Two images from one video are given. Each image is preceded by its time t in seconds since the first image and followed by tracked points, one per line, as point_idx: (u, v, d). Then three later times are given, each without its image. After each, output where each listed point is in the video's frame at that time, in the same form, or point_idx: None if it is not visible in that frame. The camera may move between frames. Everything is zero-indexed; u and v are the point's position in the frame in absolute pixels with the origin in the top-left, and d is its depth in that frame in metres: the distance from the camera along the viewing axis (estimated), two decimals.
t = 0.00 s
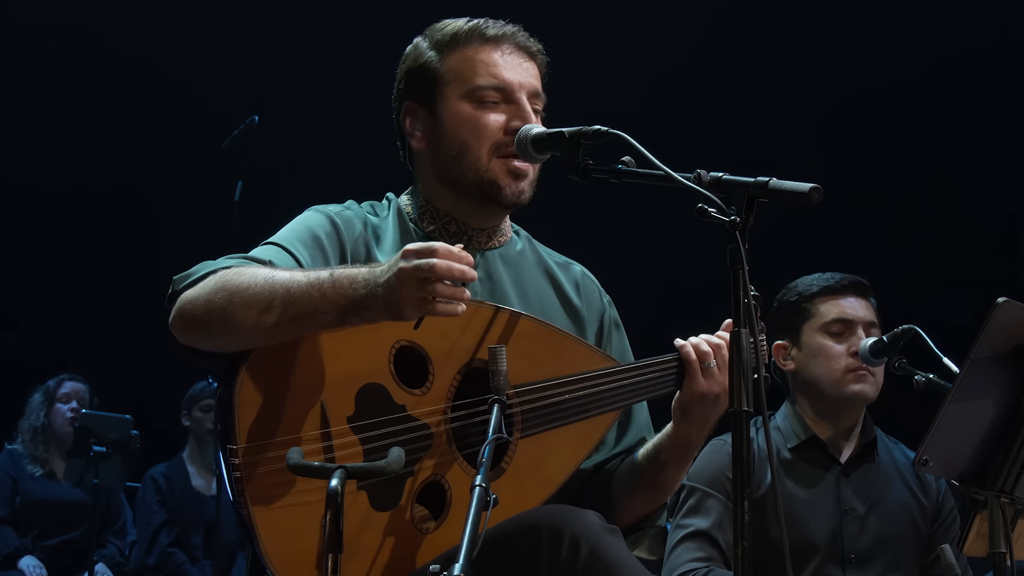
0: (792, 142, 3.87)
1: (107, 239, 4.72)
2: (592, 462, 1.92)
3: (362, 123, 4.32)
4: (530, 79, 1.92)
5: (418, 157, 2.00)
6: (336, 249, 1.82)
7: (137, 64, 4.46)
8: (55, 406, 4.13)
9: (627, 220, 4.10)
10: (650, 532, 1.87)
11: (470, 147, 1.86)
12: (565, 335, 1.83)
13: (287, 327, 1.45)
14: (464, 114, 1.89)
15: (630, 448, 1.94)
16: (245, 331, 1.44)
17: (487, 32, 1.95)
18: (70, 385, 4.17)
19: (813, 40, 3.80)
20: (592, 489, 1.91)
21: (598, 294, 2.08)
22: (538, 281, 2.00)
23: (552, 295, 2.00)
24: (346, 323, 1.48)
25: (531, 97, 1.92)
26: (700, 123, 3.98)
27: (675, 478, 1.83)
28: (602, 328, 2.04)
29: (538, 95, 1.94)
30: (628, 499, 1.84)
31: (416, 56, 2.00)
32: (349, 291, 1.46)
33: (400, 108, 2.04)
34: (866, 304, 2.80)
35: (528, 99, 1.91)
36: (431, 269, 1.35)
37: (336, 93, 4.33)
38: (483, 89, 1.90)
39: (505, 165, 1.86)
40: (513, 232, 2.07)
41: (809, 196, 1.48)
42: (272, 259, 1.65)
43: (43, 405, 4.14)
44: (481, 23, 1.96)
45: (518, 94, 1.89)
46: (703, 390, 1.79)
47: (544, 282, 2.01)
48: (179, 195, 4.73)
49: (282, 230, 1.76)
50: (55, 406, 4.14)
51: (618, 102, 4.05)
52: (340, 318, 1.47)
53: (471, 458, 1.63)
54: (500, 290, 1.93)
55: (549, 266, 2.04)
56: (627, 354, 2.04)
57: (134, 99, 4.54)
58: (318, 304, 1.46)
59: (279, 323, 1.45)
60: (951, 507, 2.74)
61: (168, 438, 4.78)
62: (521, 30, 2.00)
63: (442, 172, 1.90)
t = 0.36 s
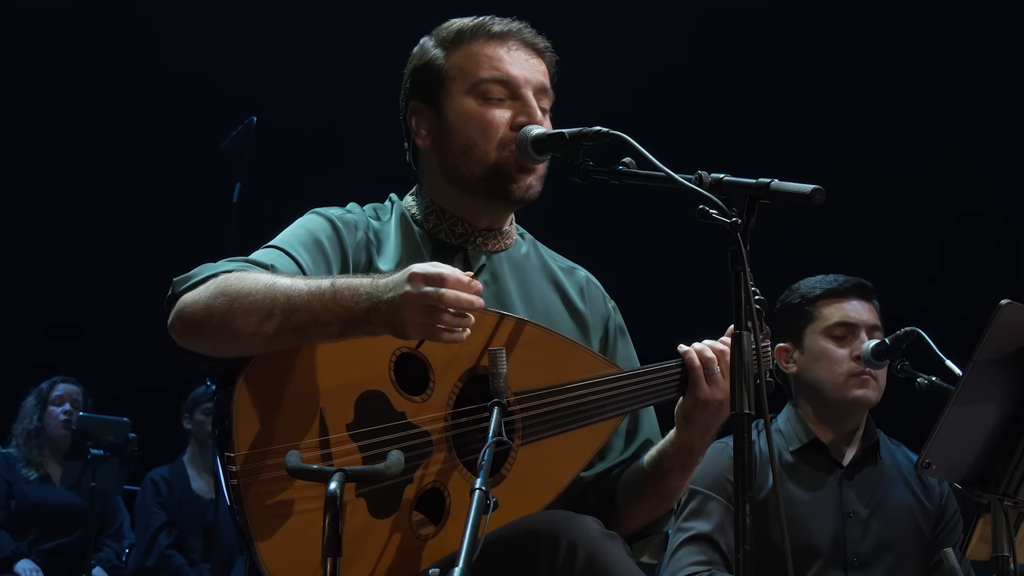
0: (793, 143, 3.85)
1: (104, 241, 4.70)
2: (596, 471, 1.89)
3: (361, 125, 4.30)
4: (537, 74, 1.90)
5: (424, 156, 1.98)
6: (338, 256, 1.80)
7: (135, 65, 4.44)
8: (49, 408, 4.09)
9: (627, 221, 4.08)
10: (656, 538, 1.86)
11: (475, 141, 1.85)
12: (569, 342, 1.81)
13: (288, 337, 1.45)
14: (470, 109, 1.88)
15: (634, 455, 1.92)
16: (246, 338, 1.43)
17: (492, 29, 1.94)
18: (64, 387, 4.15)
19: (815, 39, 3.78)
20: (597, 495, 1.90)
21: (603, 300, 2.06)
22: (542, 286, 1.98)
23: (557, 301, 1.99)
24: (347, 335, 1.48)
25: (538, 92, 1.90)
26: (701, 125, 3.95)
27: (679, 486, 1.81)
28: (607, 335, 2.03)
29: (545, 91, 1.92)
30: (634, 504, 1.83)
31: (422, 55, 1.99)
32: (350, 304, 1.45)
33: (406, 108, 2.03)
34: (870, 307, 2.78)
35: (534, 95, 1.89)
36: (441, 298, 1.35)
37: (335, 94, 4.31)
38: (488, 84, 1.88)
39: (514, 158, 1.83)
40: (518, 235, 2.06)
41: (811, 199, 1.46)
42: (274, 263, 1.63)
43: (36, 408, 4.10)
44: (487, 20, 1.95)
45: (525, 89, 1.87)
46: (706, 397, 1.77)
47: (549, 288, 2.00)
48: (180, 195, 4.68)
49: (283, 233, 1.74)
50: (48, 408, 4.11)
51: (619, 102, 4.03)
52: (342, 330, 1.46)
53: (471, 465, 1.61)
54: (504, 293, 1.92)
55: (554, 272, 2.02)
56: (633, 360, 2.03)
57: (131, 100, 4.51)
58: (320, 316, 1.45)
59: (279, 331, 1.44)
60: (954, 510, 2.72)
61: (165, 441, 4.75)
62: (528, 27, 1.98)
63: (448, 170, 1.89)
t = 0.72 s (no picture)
0: (796, 145, 3.81)
1: (101, 242, 4.67)
2: (599, 475, 1.87)
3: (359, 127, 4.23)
4: (539, 75, 1.89)
5: (427, 159, 1.97)
6: (337, 259, 1.79)
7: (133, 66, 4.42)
8: (44, 411, 4.07)
9: (628, 222, 4.06)
10: (654, 547, 1.85)
11: (477, 142, 1.84)
12: (570, 345, 1.80)
13: (285, 339, 1.43)
14: (471, 110, 1.86)
15: (637, 461, 1.90)
16: (243, 340, 1.41)
17: (494, 30, 1.93)
18: (59, 390, 4.11)
19: (818, 39, 3.75)
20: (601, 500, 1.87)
21: (605, 308, 2.05)
22: (544, 291, 1.97)
23: (558, 305, 1.97)
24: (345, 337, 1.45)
25: (541, 93, 1.89)
26: (703, 125, 3.93)
27: (680, 491, 1.80)
28: (608, 342, 2.01)
29: (548, 91, 1.90)
30: (634, 510, 1.81)
31: (423, 57, 1.98)
32: (345, 304, 1.42)
33: (408, 112, 2.02)
34: (876, 312, 2.77)
35: (537, 96, 1.87)
36: (436, 295, 1.35)
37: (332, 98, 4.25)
38: (490, 86, 1.87)
39: (513, 159, 1.82)
40: (522, 241, 2.04)
41: (813, 200, 1.45)
42: (273, 265, 1.62)
43: (32, 411, 4.08)
44: (488, 22, 1.94)
45: (527, 89, 1.86)
46: (709, 401, 1.77)
47: (551, 293, 1.98)
48: (178, 195, 4.65)
49: (284, 235, 1.73)
50: (43, 411, 4.08)
51: (620, 103, 4.02)
52: (339, 332, 1.44)
53: (471, 468, 1.60)
54: (506, 299, 1.90)
55: (556, 278, 2.00)
56: (635, 368, 2.02)
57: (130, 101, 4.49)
58: (315, 318, 1.42)
59: (275, 334, 1.42)
60: (957, 513, 2.71)
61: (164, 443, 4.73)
62: (529, 27, 1.97)
63: (451, 173, 1.88)
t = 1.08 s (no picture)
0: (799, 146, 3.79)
1: (100, 244, 4.65)
2: (596, 482, 1.86)
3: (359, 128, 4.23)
4: (544, 76, 1.87)
5: (433, 164, 1.96)
6: (342, 259, 1.77)
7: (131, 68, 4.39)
8: (42, 413, 4.06)
9: (629, 224, 4.03)
10: (654, 553, 1.83)
11: (480, 145, 1.82)
12: (572, 346, 1.78)
13: (290, 328, 1.40)
14: (475, 113, 1.85)
15: (639, 466, 1.90)
16: (247, 333, 1.40)
17: (498, 33, 1.92)
18: (57, 393, 4.11)
19: (822, 39, 3.73)
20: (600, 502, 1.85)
21: (610, 313, 2.03)
22: (549, 295, 1.96)
23: (562, 309, 1.96)
24: (350, 323, 1.41)
25: (546, 95, 1.86)
26: (705, 127, 3.91)
27: (681, 496, 1.78)
28: (612, 347, 2.00)
29: (554, 94, 1.88)
30: (633, 514, 1.79)
31: (428, 61, 1.97)
32: (350, 290, 1.39)
33: (414, 116, 2.01)
34: (881, 314, 2.75)
35: (543, 98, 1.85)
36: (415, 264, 1.29)
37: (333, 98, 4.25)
38: (495, 89, 1.86)
39: (516, 163, 1.80)
40: (528, 244, 2.03)
41: (815, 202, 1.43)
42: (278, 264, 1.60)
43: (29, 414, 4.07)
44: (492, 24, 1.93)
45: (532, 92, 1.84)
46: (713, 407, 1.74)
47: (555, 298, 1.97)
48: (176, 197, 4.63)
49: (288, 234, 1.72)
50: (41, 413, 4.07)
51: (622, 104, 3.99)
52: (344, 318, 1.40)
53: (473, 469, 1.59)
54: (510, 303, 1.89)
55: (561, 282, 1.99)
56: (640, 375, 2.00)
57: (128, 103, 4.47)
58: (321, 303, 1.39)
59: (281, 323, 1.40)
60: (959, 517, 2.69)
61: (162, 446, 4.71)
62: (534, 28, 1.95)
63: (456, 176, 1.86)
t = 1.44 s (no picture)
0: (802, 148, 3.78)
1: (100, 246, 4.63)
2: (609, 482, 1.86)
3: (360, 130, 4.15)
4: (549, 77, 1.86)
5: (435, 161, 1.95)
6: (342, 260, 1.76)
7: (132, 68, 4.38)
8: (42, 416, 4.05)
9: (631, 226, 4.01)
10: (666, 554, 1.80)
11: (482, 143, 1.81)
12: (573, 345, 1.77)
13: (287, 330, 1.39)
14: (478, 110, 1.84)
15: (649, 467, 1.89)
16: (244, 334, 1.39)
17: (504, 33, 1.91)
18: (57, 395, 4.09)
19: (820, 41, 3.73)
20: (611, 505, 1.84)
21: (613, 313, 2.02)
22: (550, 298, 1.95)
23: (564, 311, 1.95)
24: (347, 326, 1.42)
25: (549, 95, 1.85)
26: (707, 129, 3.89)
27: (692, 497, 1.77)
28: (616, 347, 1.99)
29: (557, 94, 1.87)
30: (644, 519, 1.78)
31: (433, 59, 1.96)
32: (347, 294, 1.38)
33: (418, 113, 2.00)
34: (883, 315, 2.74)
35: (545, 97, 1.84)
36: (413, 268, 1.28)
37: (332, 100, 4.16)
38: (498, 86, 1.85)
39: (518, 160, 1.79)
40: (529, 245, 2.01)
41: (817, 203, 1.42)
42: (279, 264, 1.59)
43: (29, 417, 4.06)
44: (498, 24, 1.93)
45: (535, 90, 1.83)
46: (720, 406, 1.74)
47: (556, 301, 1.96)
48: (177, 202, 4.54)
49: (289, 235, 1.70)
50: (41, 416, 4.06)
51: (624, 105, 3.96)
52: (340, 321, 1.41)
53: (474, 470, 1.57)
54: (512, 304, 1.87)
55: (562, 284, 1.98)
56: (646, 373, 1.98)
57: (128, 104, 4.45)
58: (315, 307, 1.39)
59: (278, 325, 1.39)
60: (963, 520, 2.67)
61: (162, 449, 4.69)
62: (539, 30, 1.95)
63: (457, 174, 1.85)
